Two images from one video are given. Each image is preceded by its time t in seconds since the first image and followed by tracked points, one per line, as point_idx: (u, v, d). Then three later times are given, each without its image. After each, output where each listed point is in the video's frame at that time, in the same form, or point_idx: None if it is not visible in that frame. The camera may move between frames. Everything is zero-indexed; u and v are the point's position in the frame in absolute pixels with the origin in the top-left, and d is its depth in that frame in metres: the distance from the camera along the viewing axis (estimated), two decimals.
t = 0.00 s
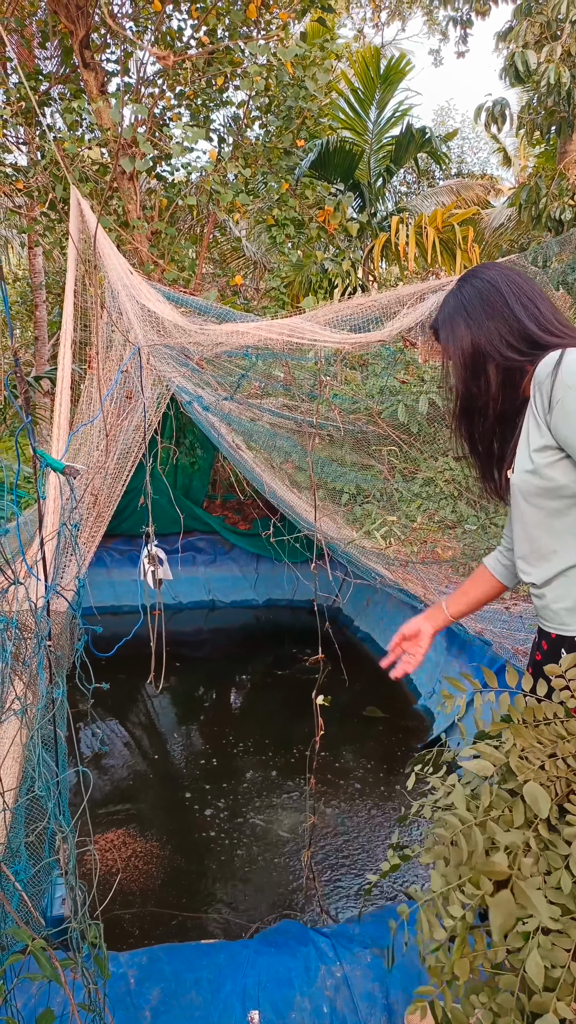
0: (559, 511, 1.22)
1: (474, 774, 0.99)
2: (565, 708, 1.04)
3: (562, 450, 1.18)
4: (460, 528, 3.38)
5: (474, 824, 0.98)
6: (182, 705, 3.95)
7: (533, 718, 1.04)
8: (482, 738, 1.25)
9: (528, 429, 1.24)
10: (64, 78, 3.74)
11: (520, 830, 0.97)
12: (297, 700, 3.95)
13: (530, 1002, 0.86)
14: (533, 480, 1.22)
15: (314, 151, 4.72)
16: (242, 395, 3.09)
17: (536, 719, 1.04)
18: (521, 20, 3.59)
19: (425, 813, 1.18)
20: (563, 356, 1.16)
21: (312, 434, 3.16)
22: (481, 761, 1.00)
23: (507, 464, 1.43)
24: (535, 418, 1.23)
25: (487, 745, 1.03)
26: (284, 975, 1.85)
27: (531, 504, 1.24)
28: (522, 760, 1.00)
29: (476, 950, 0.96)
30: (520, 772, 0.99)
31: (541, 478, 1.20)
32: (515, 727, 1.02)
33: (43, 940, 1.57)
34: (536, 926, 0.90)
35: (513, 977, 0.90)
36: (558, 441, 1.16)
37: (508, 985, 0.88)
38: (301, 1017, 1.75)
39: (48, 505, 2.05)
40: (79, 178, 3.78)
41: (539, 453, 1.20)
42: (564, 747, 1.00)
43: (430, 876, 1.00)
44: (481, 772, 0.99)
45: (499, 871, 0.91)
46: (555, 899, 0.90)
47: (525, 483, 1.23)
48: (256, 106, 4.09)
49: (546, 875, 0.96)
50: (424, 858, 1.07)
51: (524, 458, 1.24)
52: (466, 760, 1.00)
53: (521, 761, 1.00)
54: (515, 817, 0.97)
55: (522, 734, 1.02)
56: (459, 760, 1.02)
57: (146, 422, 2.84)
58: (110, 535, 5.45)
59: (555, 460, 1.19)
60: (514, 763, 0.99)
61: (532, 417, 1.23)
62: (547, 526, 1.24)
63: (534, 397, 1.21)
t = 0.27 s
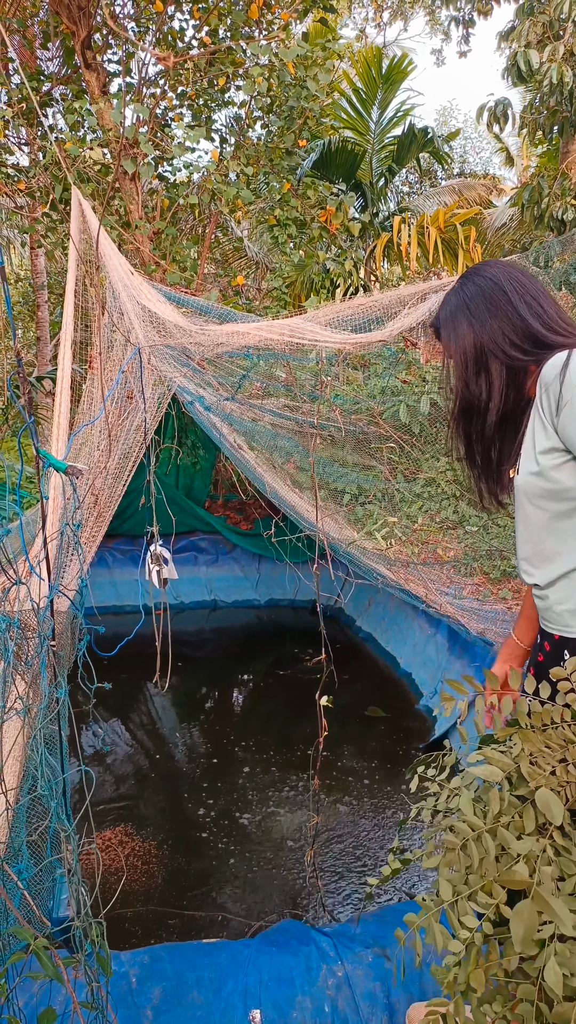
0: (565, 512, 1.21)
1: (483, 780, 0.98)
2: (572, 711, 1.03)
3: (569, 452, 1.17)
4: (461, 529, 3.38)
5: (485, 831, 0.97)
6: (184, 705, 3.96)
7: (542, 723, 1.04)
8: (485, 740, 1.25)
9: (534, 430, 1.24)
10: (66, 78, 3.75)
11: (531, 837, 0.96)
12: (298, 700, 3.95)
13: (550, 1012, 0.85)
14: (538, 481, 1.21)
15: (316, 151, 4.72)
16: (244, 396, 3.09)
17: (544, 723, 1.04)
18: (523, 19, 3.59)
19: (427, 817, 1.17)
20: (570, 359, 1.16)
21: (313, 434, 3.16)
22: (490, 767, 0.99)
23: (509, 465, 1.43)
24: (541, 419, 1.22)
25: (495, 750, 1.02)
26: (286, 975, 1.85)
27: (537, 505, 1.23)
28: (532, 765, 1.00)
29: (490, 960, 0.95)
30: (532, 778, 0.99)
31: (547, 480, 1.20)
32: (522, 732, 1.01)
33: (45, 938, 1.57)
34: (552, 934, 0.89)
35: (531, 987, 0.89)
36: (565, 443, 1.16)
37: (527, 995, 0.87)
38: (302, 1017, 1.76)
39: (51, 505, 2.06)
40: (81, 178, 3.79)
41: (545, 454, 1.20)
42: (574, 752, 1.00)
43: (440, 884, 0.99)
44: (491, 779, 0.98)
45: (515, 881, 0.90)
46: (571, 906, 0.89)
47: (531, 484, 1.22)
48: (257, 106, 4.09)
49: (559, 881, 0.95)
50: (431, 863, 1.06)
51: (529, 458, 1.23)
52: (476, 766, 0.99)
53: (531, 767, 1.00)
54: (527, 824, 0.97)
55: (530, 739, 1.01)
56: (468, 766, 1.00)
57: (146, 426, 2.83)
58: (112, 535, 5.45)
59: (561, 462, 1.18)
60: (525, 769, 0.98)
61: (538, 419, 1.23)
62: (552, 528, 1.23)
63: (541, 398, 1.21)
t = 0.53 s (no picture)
0: (565, 513, 1.21)
1: (482, 780, 0.98)
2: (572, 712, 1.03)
3: (571, 453, 1.17)
4: (462, 530, 3.38)
5: (482, 830, 0.98)
6: (185, 707, 3.95)
7: (541, 723, 1.04)
8: (486, 740, 1.25)
9: (536, 429, 1.23)
10: (67, 81, 3.75)
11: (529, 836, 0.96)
12: (299, 702, 3.95)
13: (545, 1011, 0.85)
14: (540, 481, 1.21)
15: (316, 153, 4.72)
16: (244, 397, 3.10)
17: (544, 723, 1.03)
18: (522, 21, 3.59)
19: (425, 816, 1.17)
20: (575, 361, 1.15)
21: (313, 435, 3.16)
22: (489, 767, 0.99)
23: (511, 464, 1.44)
24: (543, 419, 1.22)
25: (494, 750, 1.02)
26: (288, 976, 1.85)
27: (538, 504, 1.23)
28: (531, 766, 1.00)
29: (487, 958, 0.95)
30: (530, 778, 0.99)
31: (549, 480, 1.20)
32: (521, 732, 1.01)
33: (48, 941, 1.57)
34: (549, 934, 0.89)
35: (527, 985, 0.89)
36: (568, 444, 1.16)
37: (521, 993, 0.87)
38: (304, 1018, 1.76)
39: (53, 508, 2.08)
40: (81, 181, 3.80)
41: (547, 454, 1.20)
42: (574, 753, 1.00)
43: (437, 882, 0.99)
44: (490, 778, 0.98)
45: (511, 879, 0.90)
46: (568, 907, 0.89)
47: (531, 483, 1.23)
48: (257, 108, 4.10)
49: (557, 882, 0.95)
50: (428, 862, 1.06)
51: (531, 458, 1.23)
52: (475, 766, 0.99)
53: (530, 767, 1.00)
54: (525, 823, 0.97)
55: (529, 740, 1.01)
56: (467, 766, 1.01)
57: (148, 428, 2.84)
58: (113, 536, 5.44)
59: (562, 463, 1.18)
60: (523, 770, 0.98)
61: (541, 419, 1.23)
62: (553, 528, 1.24)
63: (544, 398, 1.21)
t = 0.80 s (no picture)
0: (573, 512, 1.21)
1: (487, 780, 0.98)
2: None
3: None
4: (467, 529, 3.37)
5: (487, 830, 0.97)
6: (190, 706, 3.96)
7: (546, 724, 1.03)
8: (492, 741, 1.24)
9: (544, 429, 1.23)
10: (72, 82, 3.77)
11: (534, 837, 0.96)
12: (304, 702, 3.95)
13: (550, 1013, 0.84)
14: (546, 480, 1.20)
15: (321, 153, 4.73)
16: (249, 397, 3.10)
17: (549, 724, 1.03)
18: (527, 20, 3.59)
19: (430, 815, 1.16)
20: None
21: (318, 435, 3.16)
22: (494, 767, 0.99)
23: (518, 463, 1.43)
24: (551, 418, 1.21)
25: (499, 751, 1.02)
26: (293, 976, 1.85)
27: (545, 504, 1.23)
28: (536, 766, 0.99)
29: (491, 959, 0.94)
30: (535, 778, 0.98)
31: (556, 480, 1.19)
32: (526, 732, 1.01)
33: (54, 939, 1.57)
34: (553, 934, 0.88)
35: (531, 987, 0.88)
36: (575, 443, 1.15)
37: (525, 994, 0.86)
38: (309, 1018, 1.75)
39: (59, 507, 2.11)
40: (87, 182, 3.81)
41: (554, 453, 1.19)
42: None
43: (441, 882, 0.99)
44: (494, 778, 0.98)
45: (515, 879, 0.90)
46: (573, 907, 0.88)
47: (538, 483, 1.22)
48: (262, 109, 4.10)
49: (562, 883, 0.94)
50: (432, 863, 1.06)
51: (539, 458, 1.22)
52: (480, 766, 0.99)
53: (535, 767, 0.99)
54: (530, 824, 0.96)
55: (534, 740, 1.01)
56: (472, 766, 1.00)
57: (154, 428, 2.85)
58: (119, 536, 5.46)
59: (570, 462, 1.17)
60: (529, 770, 0.97)
61: (549, 418, 1.22)
62: (561, 527, 1.23)
63: (552, 397, 1.20)
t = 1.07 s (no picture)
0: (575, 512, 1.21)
1: (491, 780, 0.98)
2: None
3: None
4: (469, 528, 3.37)
5: (491, 830, 0.97)
6: (191, 704, 3.97)
7: (550, 723, 1.03)
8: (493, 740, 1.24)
9: (547, 428, 1.23)
10: (75, 79, 3.77)
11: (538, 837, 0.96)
12: (305, 700, 3.95)
13: (557, 1013, 0.84)
14: (549, 479, 1.20)
15: (324, 151, 4.72)
16: (251, 395, 3.10)
17: (552, 724, 1.03)
18: (531, 18, 3.58)
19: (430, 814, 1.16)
20: None
21: (320, 433, 3.16)
22: (498, 768, 0.99)
23: (520, 463, 1.43)
24: (555, 417, 1.22)
25: (502, 750, 1.02)
26: (293, 972, 1.85)
27: (548, 503, 1.22)
28: (540, 766, 0.99)
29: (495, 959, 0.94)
30: (539, 778, 0.98)
31: (559, 479, 1.19)
32: (530, 732, 1.01)
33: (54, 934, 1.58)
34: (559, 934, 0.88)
35: (537, 987, 0.87)
36: None
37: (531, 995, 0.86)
38: (308, 1016, 1.75)
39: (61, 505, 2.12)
40: (89, 179, 3.81)
41: (558, 452, 1.19)
42: None
43: (444, 883, 0.98)
44: (498, 779, 0.97)
45: (521, 880, 0.90)
46: None
47: (541, 482, 1.22)
48: (265, 106, 4.10)
49: (567, 883, 0.94)
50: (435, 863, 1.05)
51: (542, 457, 1.22)
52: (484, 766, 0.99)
53: (539, 767, 0.99)
54: (534, 823, 0.96)
55: (537, 740, 1.00)
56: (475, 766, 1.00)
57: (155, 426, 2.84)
58: (120, 534, 5.47)
59: (573, 461, 1.17)
60: (533, 770, 0.97)
61: (553, 417, 1.22)
62: (564, 527, 1.23)
63: (556, 396, 1.20)
